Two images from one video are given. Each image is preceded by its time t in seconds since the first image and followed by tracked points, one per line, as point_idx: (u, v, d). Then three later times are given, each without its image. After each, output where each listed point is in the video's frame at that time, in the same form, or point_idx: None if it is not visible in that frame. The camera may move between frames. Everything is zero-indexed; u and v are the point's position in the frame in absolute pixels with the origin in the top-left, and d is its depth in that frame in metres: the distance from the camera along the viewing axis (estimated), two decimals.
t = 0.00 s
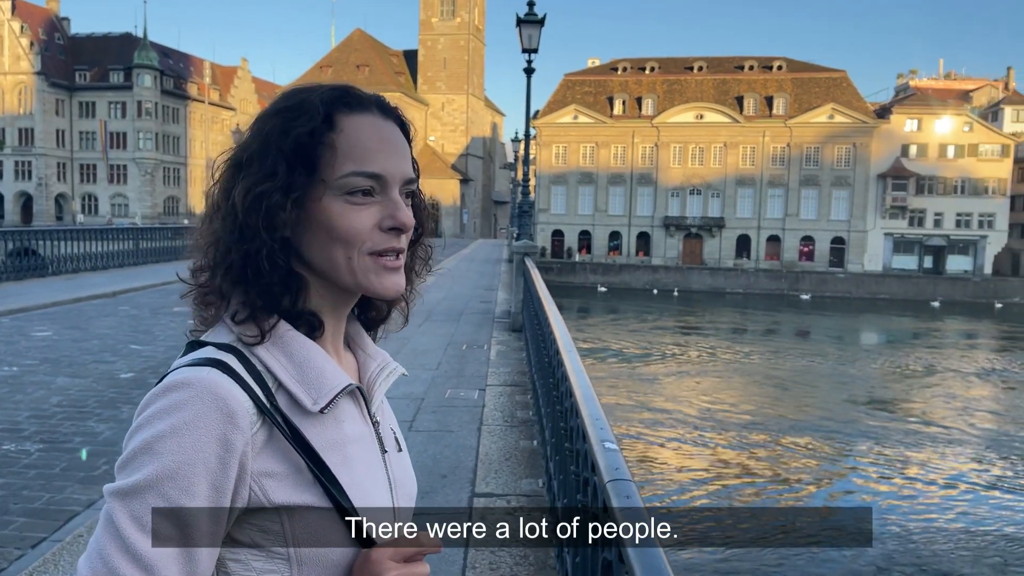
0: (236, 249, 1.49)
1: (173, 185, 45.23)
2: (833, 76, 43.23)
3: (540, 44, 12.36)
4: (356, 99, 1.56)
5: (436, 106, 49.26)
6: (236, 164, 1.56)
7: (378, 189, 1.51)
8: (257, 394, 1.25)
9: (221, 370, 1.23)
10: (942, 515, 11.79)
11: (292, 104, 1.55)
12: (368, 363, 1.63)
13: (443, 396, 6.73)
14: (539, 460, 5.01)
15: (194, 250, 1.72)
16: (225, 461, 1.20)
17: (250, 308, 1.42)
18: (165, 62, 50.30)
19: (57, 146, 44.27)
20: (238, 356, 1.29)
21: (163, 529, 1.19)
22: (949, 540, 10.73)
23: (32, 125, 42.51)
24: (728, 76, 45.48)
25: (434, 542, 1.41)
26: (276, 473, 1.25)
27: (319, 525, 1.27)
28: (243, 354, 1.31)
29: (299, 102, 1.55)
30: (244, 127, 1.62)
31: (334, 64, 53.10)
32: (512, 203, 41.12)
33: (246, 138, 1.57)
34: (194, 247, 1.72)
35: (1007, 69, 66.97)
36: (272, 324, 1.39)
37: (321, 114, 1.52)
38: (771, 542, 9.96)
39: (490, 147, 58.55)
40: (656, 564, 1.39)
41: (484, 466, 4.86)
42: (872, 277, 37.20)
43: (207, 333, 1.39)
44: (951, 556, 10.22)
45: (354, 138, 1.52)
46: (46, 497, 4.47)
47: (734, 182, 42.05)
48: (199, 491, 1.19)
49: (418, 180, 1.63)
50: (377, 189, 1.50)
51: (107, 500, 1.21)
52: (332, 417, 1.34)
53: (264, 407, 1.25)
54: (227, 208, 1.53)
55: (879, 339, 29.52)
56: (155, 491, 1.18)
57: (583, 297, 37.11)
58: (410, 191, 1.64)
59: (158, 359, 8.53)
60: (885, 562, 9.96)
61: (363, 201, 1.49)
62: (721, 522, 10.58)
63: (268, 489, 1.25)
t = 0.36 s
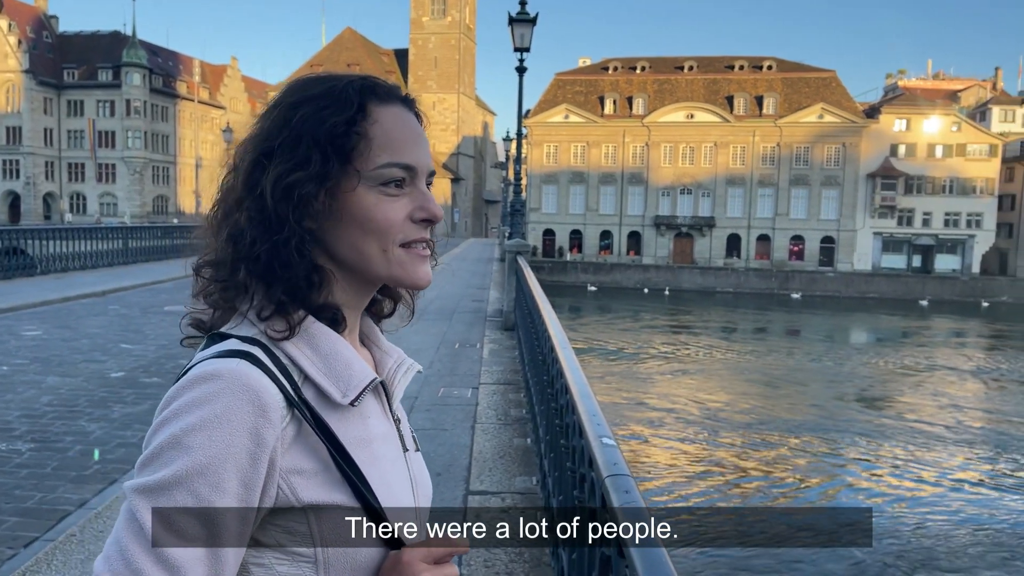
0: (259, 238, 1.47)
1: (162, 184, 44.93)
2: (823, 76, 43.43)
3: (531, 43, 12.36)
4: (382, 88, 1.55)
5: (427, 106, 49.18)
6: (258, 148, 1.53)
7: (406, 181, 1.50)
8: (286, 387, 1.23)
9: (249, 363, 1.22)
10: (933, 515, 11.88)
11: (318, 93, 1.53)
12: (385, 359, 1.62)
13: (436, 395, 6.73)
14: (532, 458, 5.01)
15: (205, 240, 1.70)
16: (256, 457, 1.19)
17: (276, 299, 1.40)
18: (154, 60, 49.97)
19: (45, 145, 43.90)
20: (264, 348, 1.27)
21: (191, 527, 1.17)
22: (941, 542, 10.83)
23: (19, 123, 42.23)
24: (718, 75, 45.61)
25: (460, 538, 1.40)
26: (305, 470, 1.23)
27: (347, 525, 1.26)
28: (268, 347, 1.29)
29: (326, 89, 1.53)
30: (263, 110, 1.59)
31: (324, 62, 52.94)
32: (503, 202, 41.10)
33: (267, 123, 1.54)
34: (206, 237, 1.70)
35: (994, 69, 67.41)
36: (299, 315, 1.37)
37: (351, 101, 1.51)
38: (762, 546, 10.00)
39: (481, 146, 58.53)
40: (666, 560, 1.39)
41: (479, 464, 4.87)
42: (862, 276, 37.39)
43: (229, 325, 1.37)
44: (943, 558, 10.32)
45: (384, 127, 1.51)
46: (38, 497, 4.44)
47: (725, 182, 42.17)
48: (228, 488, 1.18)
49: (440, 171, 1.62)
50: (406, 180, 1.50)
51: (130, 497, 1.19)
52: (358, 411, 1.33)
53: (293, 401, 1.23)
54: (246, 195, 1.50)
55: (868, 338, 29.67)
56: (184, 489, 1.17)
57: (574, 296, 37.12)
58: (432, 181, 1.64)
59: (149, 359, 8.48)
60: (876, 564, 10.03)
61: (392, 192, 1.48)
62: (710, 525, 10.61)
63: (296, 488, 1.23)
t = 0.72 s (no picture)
0: (293, 241, 1.44)
1: (148, 183, 44.61)
2: (809, 76, 43.70)
3: (520, 42, 12.36)
4: (424, 85, 1.52)
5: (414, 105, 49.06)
6: (295, 145, 1.50)
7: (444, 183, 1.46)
8: (324, 396, 1.20)
9: (288, 370, 1.18)
10: (916, 514, 12.03)
11: (356, 90, 1.50)
12: (414, 367, 1.61)
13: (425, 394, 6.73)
14: (522, 457, 5.01)
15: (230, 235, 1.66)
16: (295, 471, 1.15)
17: (309, 303, 1.37)
18: (139, 59, 49.63)
19: (29, 144, 43.51)
20: (301, 353, 1.24)
21: (225, 542, 1.13)
22: (924, 544, 11.01)
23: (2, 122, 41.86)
24: (705, 76, 45.81)
25: (490, 553, 1.39)
26: (339, 484, 1.21)
27: (381, 541, 1.24)
28: (305, 353, 1.26)
29: (366, 86, 1.50)
30: (301, 102, 1.56)
31: (311, 61, 52.77)
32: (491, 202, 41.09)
33: (305, 121, 1.51)
34: (231, 231, 1.67)
35: (977, 69, 68.02)
36: (335, 321, 1.34)
37: (394, 98, 1.47)
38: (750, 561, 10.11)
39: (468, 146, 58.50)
40: (660, 554, 1.42)
41: (469, 462, 4.89)
42: (848, 275, 37.62)
43: (260, 329, 1.34)
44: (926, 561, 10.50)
45: (423, 127, 1.47)
46: (25, 497, 4.40)
47: (712, 181, 42.38)
48: (264, 503, 1.14)
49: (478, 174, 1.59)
50: (442, 185, 1.46)
51: (159, 507, 1.14)
52: (393, 423, 1.31)
53: (330, 411, 1.20)
54: (279, 191, 1.47)
55: (854, 336, 29.90)
56: (219, 502, 1.13)
57: (561, 295, 37.22)
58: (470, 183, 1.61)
59: (136, 358, 8.43)
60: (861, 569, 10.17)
61: (428, 197, 1.45)
62: (697, 533, 10.73)
63: (329, 501, 1.20)
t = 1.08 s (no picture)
0: (307, 241, 1.50)
1: (126, 182, 44.09)
2: (788, 76, 44.05)
3: (501, 41, 12.36)
4: (414, 76, 1.50)
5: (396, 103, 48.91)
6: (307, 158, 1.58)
7: (429, 181, 1.46)
8: (341, 379, 1.22)
9: (303, 352, 1.20)
10: (892, 510, 12.20)
11: (351, 94, 1.54)
12: (452, 357, 1.60)
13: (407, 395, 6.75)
14: (506, 456, 5.03)
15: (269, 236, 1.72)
16: (309, 453, 1.17)
17: (327, 290, 1.39)
18: (117, 57, 49.07)
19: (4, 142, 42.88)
20: (322, 338, 1.26)
21: (242, 519, 1.15)
22: (899, 540, 11.16)
23: None
24: (686, 76, 46.03)
25: (512, 537, 1.29)
26: (358, 466, 1.21)
27: (403, 523, 1.23)
28: (324, 337, 1.27)
29: (357, 92, 1.54)
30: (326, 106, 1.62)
31: (292, 59, 52.44)
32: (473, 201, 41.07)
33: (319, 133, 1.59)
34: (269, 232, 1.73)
35: (954, 70, 68.89)
36: (354, 307, 1.36)
37: (377, 97, 1.49)
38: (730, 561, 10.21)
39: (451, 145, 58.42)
40: (642, 550, 1.43)
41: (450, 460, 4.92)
42: (827, 274, 37.90)
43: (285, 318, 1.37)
44: (901, 558, 10.65)
45: (408, 120, 1.47)
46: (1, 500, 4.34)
47: (693, 180, 42.61)
48: (280, 479, 1.16)
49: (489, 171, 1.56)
50: (427, 181, 1.46)
51: (183, 487, 1.17)
52: (417, 409, 1.31)
53: (348, 395, 1.22)
54: (304, 190, 1.52)
55: (833, 334, 30.19)
56: (235, 479, 1.15)
57: (542, 294, 37.30)
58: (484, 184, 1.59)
59: (114, 359, 8.35)
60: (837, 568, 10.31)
61: (412, 192, 1.45)
62: (677, 534, 10.83)
63: (349, 483, 1.21)
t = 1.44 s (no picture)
0: (326, 234, 1.46)
1: (101, 181, 43.51)
2: (766, 77, 44.39)
3: (480, 40, 12.34)
4: (464, 90, 1.47)
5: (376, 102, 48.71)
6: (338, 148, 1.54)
7: (466, 192, 1.43)
8: (351, 372, 1.21)
9: (317, 344, 1.20)
10: (867, 508, 12.39)
11: (398, 94, 1.49)
12: (463, 361, 1.53)
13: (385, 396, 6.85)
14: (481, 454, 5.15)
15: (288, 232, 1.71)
16: (317, 440, 1.17)
17: (336, 279, 1.39)
18: (91, 54, 48.40)
19: None
20: (335, 331, 1.26)
21: (249, 502, 1.16)
22: (873, 538, 11.34)
23: None
24: (666, 75, 46.24)
25: (511, 536, 1.25)
26: (363, 458, 1.20)
27: (404, 517, 1.21)
28: (339, 331, 1.27)
29: (404, 91, 1.50)
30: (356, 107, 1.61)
31: (270, 57, 52.04)
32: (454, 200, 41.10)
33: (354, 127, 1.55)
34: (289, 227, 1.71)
35: (929, 72, 69.85)
36: (365, 300, 1.35)
37: (424, 103, 1.45)
38: (709, 565, 10.39)
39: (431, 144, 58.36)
40: (615, 550, 1.44)
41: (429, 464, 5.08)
42: (804, 273, 38.24)
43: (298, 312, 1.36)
44: (875, 557, 10.82)
45: (452, 132, 1.43)
46: None
47: (672, 180, 42.89)
48: (288, 465, 1.16)
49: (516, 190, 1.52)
50: (464, 192, 1.43)
51: (196, 467, 1.18)
52: (425, 406, 1.29)
53: (356, 388, 1.21)
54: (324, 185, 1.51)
55: (811, 332, 30.50)
56: (245, 462, 1.15)
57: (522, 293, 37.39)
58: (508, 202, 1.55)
59: (88, 359, 8.26)
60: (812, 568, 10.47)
61: (447, 204, 1.42)
62: (652, 538, 11.00)
63: (354, 472, 1.19)
